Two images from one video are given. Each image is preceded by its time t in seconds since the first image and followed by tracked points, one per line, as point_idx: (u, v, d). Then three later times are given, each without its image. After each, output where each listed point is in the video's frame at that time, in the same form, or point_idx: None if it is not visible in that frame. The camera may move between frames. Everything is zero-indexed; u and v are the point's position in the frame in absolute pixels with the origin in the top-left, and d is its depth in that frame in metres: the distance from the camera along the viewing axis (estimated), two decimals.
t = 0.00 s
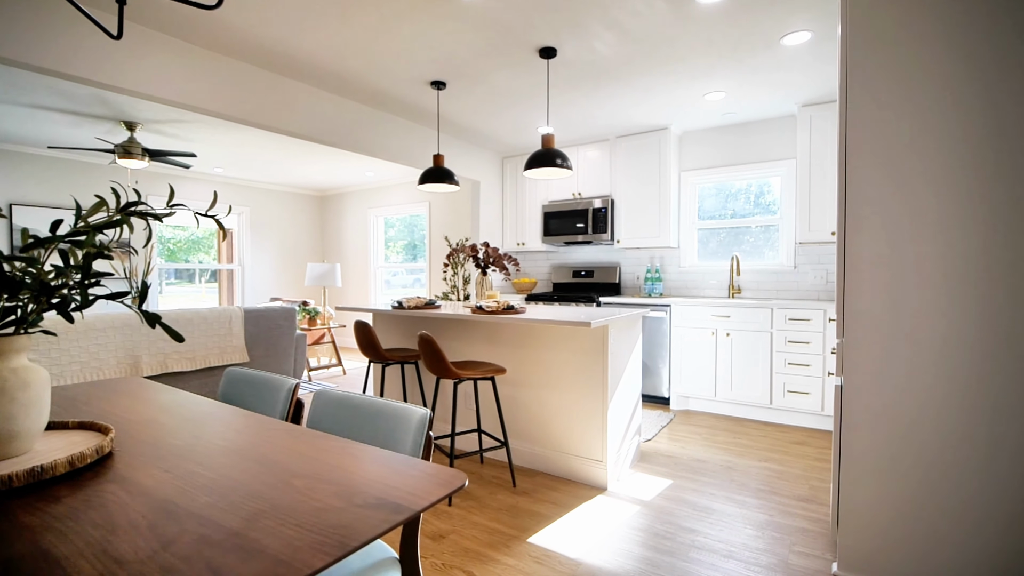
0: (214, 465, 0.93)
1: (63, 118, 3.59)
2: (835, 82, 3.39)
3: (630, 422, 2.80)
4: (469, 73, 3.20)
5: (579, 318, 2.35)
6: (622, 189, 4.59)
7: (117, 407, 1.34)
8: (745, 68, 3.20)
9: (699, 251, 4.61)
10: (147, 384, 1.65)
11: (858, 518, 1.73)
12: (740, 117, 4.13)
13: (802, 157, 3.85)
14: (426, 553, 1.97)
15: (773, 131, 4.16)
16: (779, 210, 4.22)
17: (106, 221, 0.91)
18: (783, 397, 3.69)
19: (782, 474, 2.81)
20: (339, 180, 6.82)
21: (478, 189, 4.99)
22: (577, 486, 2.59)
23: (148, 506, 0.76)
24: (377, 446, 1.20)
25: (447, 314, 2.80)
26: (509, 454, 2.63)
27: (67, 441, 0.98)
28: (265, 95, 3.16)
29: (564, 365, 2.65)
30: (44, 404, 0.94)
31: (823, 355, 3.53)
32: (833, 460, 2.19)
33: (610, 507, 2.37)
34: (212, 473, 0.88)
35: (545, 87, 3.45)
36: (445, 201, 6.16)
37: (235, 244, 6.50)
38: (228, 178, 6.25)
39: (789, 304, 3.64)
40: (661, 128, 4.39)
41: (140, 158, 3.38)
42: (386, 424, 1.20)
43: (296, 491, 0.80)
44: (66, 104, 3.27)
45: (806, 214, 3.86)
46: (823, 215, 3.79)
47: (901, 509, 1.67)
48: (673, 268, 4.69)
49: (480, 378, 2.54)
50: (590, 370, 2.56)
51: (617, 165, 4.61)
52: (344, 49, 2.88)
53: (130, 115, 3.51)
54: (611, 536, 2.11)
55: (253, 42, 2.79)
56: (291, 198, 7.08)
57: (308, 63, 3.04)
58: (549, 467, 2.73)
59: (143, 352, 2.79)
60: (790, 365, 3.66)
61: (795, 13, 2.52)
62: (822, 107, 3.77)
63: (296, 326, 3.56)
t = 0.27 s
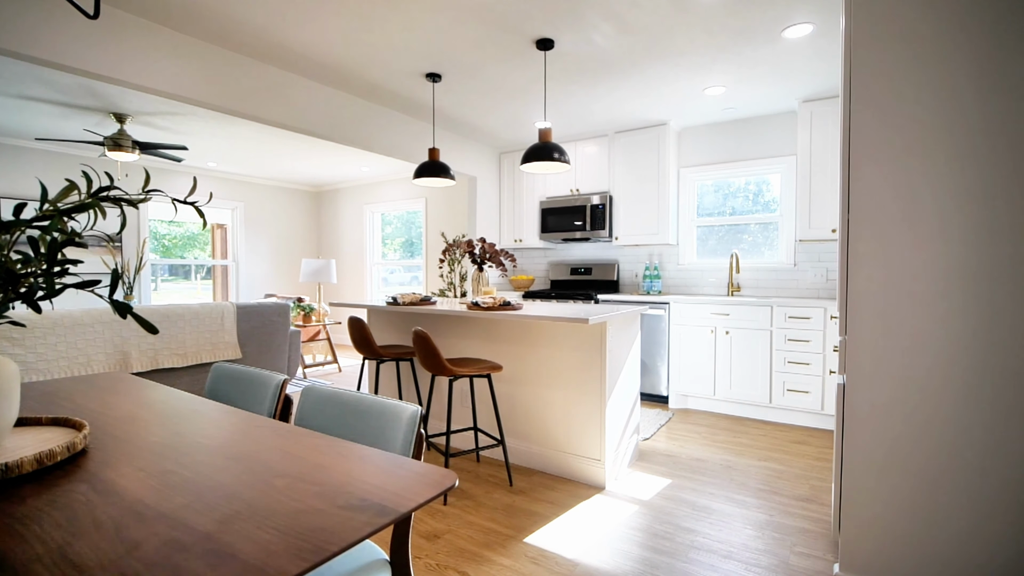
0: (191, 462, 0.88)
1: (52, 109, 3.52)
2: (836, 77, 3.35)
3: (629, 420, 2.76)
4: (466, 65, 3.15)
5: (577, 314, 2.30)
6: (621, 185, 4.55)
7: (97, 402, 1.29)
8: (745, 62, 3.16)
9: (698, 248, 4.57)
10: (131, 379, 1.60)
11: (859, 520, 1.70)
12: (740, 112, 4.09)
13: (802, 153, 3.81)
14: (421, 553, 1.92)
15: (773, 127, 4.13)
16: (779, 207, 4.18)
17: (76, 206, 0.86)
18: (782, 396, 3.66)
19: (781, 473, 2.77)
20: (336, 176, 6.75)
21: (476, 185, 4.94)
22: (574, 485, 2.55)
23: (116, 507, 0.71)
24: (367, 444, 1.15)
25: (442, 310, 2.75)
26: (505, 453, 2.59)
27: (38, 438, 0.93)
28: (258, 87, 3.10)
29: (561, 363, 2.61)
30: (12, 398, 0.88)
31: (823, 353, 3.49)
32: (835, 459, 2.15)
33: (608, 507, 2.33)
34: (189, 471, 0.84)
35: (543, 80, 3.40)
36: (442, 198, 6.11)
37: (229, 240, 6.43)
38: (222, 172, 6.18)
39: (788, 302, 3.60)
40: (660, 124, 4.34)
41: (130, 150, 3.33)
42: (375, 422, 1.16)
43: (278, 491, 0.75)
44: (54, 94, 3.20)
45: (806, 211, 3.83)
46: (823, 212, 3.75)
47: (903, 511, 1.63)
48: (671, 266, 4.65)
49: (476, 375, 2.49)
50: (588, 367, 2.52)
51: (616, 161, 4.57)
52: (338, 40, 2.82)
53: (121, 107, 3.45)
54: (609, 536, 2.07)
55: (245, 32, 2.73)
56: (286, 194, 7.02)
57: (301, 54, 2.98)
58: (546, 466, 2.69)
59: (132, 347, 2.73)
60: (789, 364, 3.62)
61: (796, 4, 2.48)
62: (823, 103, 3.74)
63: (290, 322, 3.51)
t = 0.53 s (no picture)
0: (167, 464, 0.84)
1: (40, 102, 3.46)
2: (836, 72, 3.31)
3: (626, 420, 2.72)
4: (461, 59, 3.10)
5: (574, 312, 2.26)
6: (619, 182, 4.51)
7: (77, 400, 1.25)
8: (744, 57, 3.12)
9: (697, 247, 4.54)
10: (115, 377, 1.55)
11: (859, 524, 1.66)
12: (739, 109, 4.05)
13: (801, 150, 3.78)
14: (414, 555, 1.87)
15: (772, 124, 4.09)
16: (777, 205, 4.15)
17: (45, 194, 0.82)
18: (781, 395, 3.62)
19: (781, 473, 2.74)
20: (332, 173, 6.70)
21: (472, 182, 4.90)
22: (571, 485, 2.51)
23: (81, 513, 0.66)
24: (355, 445, 1.11)
25: (437, 307, 2.71)
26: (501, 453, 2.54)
27: (7, 438, 0.88)
28: (250, 80, 3.04)
29: (558, 361, 2.57)
30: None
31: (822, 352, 3.46)
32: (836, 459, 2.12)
33: (605, 508, 2.29)
34: (164, 473, 0.80)
35: (540, 75, 3.35)
36: (438, 195, 6.06)
37: (223, 237, 6.37)
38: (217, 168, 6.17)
39: (788, 301, 3.57)
40: (658, 121, 4.31)
41: (119, 144, 3.30)
42: (364, 421, 1.11)
43: (255, 496, 0.70)
44: (41, 87, 3.15)
45: (805, 209, 3.79)
46: (823, 210, 3.72)
47: (905, 515, 1.60)
48: (670, 264, 4.61)
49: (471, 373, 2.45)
50: (585, 366, 2.48)
51: (614, 158, 4.53)
52: (330, 32, 2.77)
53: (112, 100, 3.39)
54: (606, 538, 2.03)
55: (235, 23, 2.68)
56: (281, 191, 6.96)
57: (294, 46, 2.93)
58: (542, 466, 2.65)
59: (122, 345, 2.68)
60: (789, 363, 3.59)
61: None
62: (823, 99, 3.70)
63: (284, 319, 3.46)
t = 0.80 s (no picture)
0: (138, 467, 0.79)
1: (27, 97, 3.40)
2: (835, 69, 3.29)
3: (624, 420, 2.68)
4: (456, 54, 3.06)
5: (570, 310, 2.22)
6: (616, 181, 4.48)
7: (53, 401, 1.20)
8: (742, 53, 3.09)
9: (695, 246, 4.50)
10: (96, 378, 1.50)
11: (860, 528, 1.62)
12: (737, 107, 4.02)
13: (799, 148, 3.75)
14: (406, 559, 1.83)
15: (770, 122, 4.06)
16: (776, 203, 4.12)
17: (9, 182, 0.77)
18: (780, 395, 3.59)
19: (780, 474, 2.70)
20: (327, 172, 6.65)
21: (468, 179, 4.85)
22: (567, 487, 2.47)
23: (40, 521, 0.62)
24: (342, 447, 1.07)
25: (431, 306, 2.67)
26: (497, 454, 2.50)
27: None
28: (240, 75, 2.99)
29: (554, 361, 2.53)
30: None
31: (821, 352, 3.43)
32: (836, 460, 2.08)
33: (603, 510, 2.25)
34: (134, 477, 0.75)
35: (536, 71, 3.32)
36: (434, 194, 6.02)
37: (217, 235, 6.32)
38: (209, 166, 6.11)
39: (786, 300, 3.54)
40: (656, 118, 4.27)
41: (109, 140, 3.28)
42: (351, 422, 1.07)
43: (225, 503, 0.66)
44: (27, 81, 3.09)
45: (803, 208, 3.76)
46: (821, 208, 3.69)
47: (906, 519, 1.56)
48: (667, 263, 4.58)
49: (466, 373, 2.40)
50: (582, 365, 2.44)
51: (611, 156, 4.49)
52: (322, 26, 2.73)
53: (100, 95, 3.34)
54: (603, 541, 1.99)
55: (224, 17, 2.63)
56: (276, 189, 6.90)
57: (285, 40, 2.88)
58: (538, 467, 2.61)
59: (108, 345, 2.63)
60: (787, 363, 3.56)
61: None
62: (821, 97, 3.68)
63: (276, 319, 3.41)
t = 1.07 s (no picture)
0: (102, 469, 0.74)
1: (11, 92, 3.34)
2: (832, 66, 3.26)
3: (620, 420, 2.64)
4: (450, 49, 3.02)
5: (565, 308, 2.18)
6: (612, 179, 4.45)
7: (24, 400, 1.15)
8: (738, 50, 3.06)
9: (691, 245, 4.48)
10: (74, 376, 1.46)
11: (859, 529, 1.59)
12: (734, 105, 3.99)
13: (796, 146, 3.73)
14: (397, 562, 1.79)
15: (766, 120, 4.04)
16: (772, 202, 4.10)
17: None
18: (777, 394, 3.57)
19: (778, 474, 2.67)
20: (321, 170, 6.59)
21: (463, 178, 4.81)
22: (563, 488, 2.43)
23: None
24: (325, 448, 1.02)
25: (424, 304, 2.62)
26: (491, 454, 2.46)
27: None
28: (229, 70, 2.94)
29: (549, 360, 2.49)
30: None
31: (818, 351, 3.41)
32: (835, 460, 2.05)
33: (598, 511, 2.21)
34: (97, 480, 0.71)
35: (531, 67, 3.28)
36: (429, 192, 5.97)
37: (208, 234, 6.25)
38: (201, 164, 6.05)
39: (783, 299, 3.51)
40: (652, 116, 4.24)
41: (94, 135, 3.25)
42: (334, 423, 1.03)
43: (192, 506, 0.62)
44: (11, 75, 3.03)
45: (800, 206, 3.74)
46: (818, 206, 3.67)
47: (906, 522, 1.53)
48: (664, 262, 4.55)
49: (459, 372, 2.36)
50: (577, 365, 2.40)
51: (607, 154, 4.46)
52: (312, 20, 2.68)
53: (87, 90, 3.29)
54: (599, 543, 1.95)
55: (211, 10, 2.57)
56: (269, 188, 6.85)
57: (274, 34, 2.83)
58: (533, 468, 2.57)
59: (92, 344, 2.58)
60: (784, 362, 3.54)
61: None
62: (818, 95, 3.66)
63: (267, 318, 3.36)
